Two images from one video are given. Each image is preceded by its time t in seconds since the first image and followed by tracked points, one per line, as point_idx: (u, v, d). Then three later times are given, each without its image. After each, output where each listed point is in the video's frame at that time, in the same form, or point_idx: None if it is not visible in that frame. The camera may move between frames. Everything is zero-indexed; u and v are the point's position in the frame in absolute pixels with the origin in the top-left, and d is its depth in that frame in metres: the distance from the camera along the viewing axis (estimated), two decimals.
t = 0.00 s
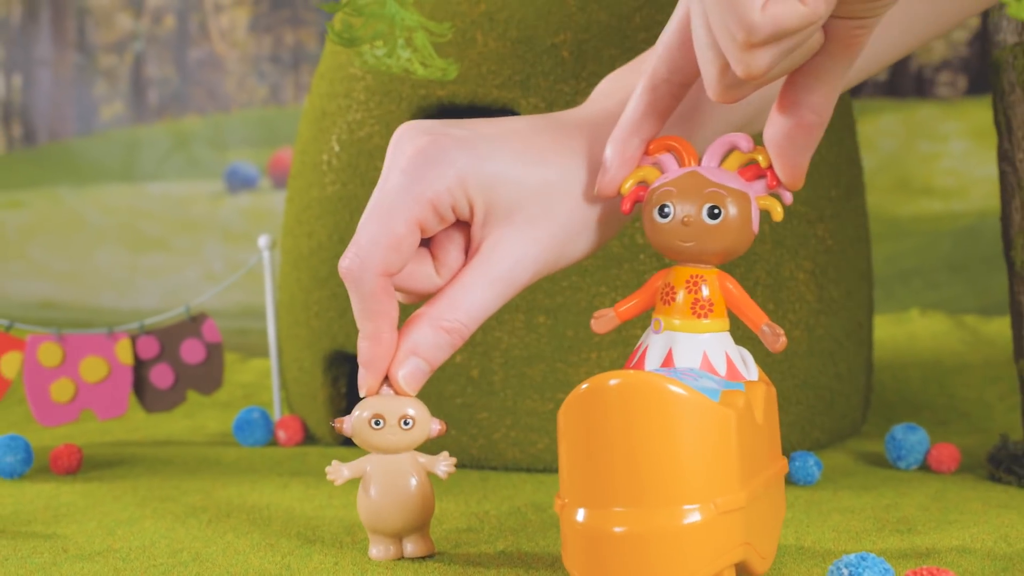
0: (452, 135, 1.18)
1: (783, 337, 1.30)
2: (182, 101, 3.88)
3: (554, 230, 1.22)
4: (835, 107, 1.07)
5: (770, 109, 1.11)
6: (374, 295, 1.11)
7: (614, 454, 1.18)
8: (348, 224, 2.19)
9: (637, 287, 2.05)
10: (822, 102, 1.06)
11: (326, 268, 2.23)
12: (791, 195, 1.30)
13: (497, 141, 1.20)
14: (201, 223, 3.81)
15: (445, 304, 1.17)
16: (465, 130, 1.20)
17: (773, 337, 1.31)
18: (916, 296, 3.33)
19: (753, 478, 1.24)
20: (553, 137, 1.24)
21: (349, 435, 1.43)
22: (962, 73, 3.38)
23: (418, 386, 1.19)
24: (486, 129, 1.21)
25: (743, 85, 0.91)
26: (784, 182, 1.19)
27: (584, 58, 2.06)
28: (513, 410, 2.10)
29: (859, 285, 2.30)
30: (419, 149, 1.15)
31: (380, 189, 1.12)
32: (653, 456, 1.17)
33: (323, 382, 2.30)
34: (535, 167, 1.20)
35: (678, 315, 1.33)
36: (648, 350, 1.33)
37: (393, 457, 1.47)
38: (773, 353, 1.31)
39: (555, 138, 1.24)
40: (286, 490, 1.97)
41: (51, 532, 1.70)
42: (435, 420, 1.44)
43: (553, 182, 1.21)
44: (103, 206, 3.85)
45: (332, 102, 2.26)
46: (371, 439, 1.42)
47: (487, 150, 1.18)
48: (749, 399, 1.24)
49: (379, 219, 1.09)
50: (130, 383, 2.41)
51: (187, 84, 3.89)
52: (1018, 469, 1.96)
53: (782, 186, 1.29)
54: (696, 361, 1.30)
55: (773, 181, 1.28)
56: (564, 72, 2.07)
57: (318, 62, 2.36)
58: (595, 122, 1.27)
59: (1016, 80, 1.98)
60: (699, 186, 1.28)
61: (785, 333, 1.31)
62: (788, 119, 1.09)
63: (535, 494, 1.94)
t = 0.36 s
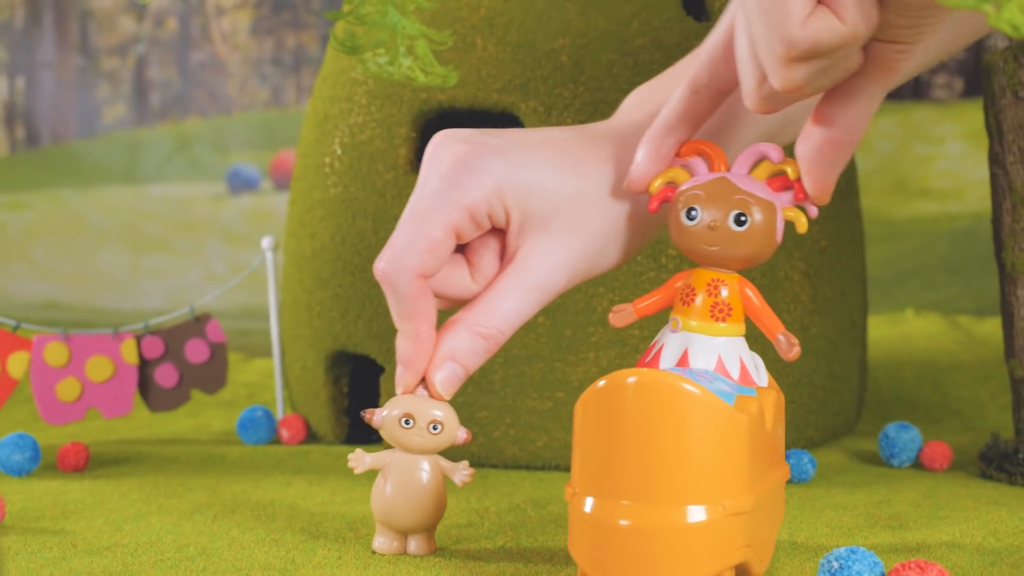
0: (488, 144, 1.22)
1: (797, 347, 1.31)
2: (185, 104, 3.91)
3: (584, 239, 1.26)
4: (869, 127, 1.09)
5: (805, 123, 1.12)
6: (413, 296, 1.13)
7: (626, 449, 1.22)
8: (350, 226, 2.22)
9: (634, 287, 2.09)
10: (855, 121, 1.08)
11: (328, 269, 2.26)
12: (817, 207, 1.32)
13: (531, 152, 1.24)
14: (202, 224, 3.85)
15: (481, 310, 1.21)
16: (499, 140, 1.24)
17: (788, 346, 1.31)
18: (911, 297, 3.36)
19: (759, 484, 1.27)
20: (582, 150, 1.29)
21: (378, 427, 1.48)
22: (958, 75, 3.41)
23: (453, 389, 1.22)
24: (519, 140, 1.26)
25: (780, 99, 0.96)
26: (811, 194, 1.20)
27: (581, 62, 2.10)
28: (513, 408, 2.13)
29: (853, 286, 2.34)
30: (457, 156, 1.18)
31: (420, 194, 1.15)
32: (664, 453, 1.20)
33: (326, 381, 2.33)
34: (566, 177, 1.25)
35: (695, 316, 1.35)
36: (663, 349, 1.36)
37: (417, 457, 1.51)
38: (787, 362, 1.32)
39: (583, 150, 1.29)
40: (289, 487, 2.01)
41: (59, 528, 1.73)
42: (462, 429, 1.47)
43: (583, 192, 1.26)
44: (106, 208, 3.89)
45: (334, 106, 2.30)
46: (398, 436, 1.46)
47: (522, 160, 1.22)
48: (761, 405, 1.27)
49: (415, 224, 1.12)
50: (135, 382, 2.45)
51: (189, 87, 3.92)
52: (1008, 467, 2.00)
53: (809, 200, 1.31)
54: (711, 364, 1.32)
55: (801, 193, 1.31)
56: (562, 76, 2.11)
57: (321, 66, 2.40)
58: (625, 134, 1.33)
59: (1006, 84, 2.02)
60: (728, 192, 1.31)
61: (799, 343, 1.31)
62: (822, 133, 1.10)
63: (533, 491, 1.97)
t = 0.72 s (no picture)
0: (478, 150, 1.28)
1: (784, 344, 1.38)
2: (187, 106, 3.94)
3: (569, 242, 1.32)
4: (844, 129, 1.27)
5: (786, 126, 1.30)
6: (401, 297, 1.19)
7: (623, 448, 1.25)
8: (353, 228, 2.26)
9: (632, 288, 2.13)
10: (833, 122, 1.26)
11: (331, 271, 2.30)
12: (799, 208, 1.38)
13: (519, 158, 1.30)
14: (205, 225, 3.89)
15: (468, 310, 1.26)
16: (489, 146, 1.30)
17: (774, 344, 1.38)
18: (908, 298, 3.40)
19: (751, 478, 1.32)
20: (569, 156, 1.36)
21: (368, 429, 1.52)
22: (954, 78, 3.44)
23: (438, 387, 1.28)
24: (508, 146, 1.31)
25: (761, 101, 1.11)
26: (793, 195, 1.35)
27: (580, 68, 2.14)
28: (513, 407, 2.17)
29: (847, 287, 2.38)
30: (446, 161, 1.24)
31: (410, 198, 1.20)
32: (659, 451, 1.24)
33: (329, 380, 2.37)
34: (552, 182, 1.31)
35: (683, 317, 1.39)
36: (653, 350, 1.40)
37: (408, 455, 1.55)
38: (774, 359, 1.38)
39: (570, 156, 1.36)
40: (293, 484, 2.05)
41: (69, 524, 1.77)
42: (451, 424, 1.52)
43: (568, 196, 1.32)
44: (108, 209, 3.93)
45: (337, 110, 2.34)
46: (388, 437, 1.51)
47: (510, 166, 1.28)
48: (751, 402, 1.31)
49: (404, 226, 1.17)
50: (141, 382, 2.49)
51: (191, 89, 3.95)
52: (998, 465, 2.04)
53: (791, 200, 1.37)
54: (700, 363, 1.36)
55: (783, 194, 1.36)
56: (562, 81, 2.14)
57: (324, 71, 2.44)
58: (613, 140, 1.42)
59: (996, 89, 2.05)
60: (713, 195, 1.35)
61: (786, 340, 1.38)
62: (802, 135, 1.28)
63: (533, 488, 2.01)
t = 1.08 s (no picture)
0: (448, 149, 1.30)
1: (762, 335, 1.42)
2: (189, 108, 3.98)
3: (545, 235, 1.33)
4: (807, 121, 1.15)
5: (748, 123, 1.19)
6: (377, 295, 1.22)
7: (610, 440, 1.29)
8: (355, 230, 2.30)
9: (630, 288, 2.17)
10: (793, 116, 1.14)
11: (333, 271, 2.34)
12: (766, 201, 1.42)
13: (491, 155, 1.32)
14: (207, 226, 3.91)
15: (444, 305, 1.27)
16: (460, 145, 1.32)
17: (753, 335, 1.43)
18: (905, 298, 3.43)
19: (738, 464, 1.35)
20: (543, 151, 1.36)
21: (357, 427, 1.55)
22: (951, 80, 3.49)
23: (420, 380, 1.30)
24: (481, 144, 1.34)
25: (721, 100, 1.01)
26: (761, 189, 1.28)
27: (579, 71, 2.18)
28: (513, 405, 2.21)
29: (841, 287, 2.41)
30: (416, 162, 1.27)
31: (383, 199, 1.24)
32: (645, 442, 1.28)
33: (331, 379, 2.41)
34: (526, 177, 1.32)
35: (663, 314, 1.43)
36: (636, 348, 1.43)
37: (398, 449, 1.59)
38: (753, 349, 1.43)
39: (544, 151, 1.36)
40: (297, 480, 2.08)
41: (79, 519, 1.81)
42: (436, 413, 1.56)
43: (541, 191, 1.33)
44: (111, 210, 3.97)
45: (339, 113, 2.37)
46: (378, 431, 1.54)
47: (482, 163, 1.30)
48: (734, 390, 1.35)
49: (379, 227, 1.22)
50: (146, 381, 2.52)
51: (193, 91, 3.99)
52: (989, 462, 2.07)
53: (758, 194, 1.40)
54: (682, 357, 1.39)
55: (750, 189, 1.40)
56: (561, 85, 2.18)
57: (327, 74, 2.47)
58: (590, 136, 1.41)
59: (987, 92, 2.08)
60: (683, 194, 1.39)
61: (763, 331, 1.43)
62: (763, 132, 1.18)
63: (533, 484, 2.05)
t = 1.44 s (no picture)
0: (512, 159, 1.33)
1: (786, 346, 1.45)
2: (191, 111, 4.02)
3: (599, 247, 1.35)
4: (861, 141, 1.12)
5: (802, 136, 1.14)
6: (437, 294, 1.24)
7: (623, 433, 1.33)
8: (357, 232, 2.34)
9: (627, 289, 2.21)
10: (847, 134, 1.10)
11: (336, 273, 2.38)
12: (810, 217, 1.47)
13: (552, 167, 1.34)
14: (209, 228, 3.95)
15: (499, 310, 1.30)
16: (523, 155, 1.35)
17: (778, 346, 1.44)
18: (902, 300, 3.47)
19: (744, 471, 1.38)
20: (598, 166, 1.39)
21: (396, 415, 1.62)
22: (946, 84, 3.53)
23: (469, 382, 1.31)
24: (542, 156, 1.36)
25: (777, 114, 0.99)
26: (806, 205, 1.23)
27: (576, 76, 2.22)
28: (512, 405, 2.25)
29: (835, 289, 2.45)
30: (482, 169, 1.30)
31: (448, 202, 1.27)
32: (656, 438, 1.32)
33: (334, 379, 2.45)
34: (583, 191, 1.35)
35: (693, 314, 1.47)
36: (661, 345, 1.47)
37: (429, 445, 1.64)
38: (776, 361, 1.46)
39: (599, 166, 1.39)
40: (299, 478, 2.12)
41: (85, 515, 1.85)
42: (473, 423, 1.61)
43: (597, 204, 1.35)
44: (114, 213, 4.01)
45: (341, 118, 2.41)
46: (415, 424, 1.60)
47: (544, 174, 1.33)
48: (749, 399, 1.38)
49: (442, 228, 1.23)
50: (151, 381, 2.56)
51: (195, 95, 4.03)
52: (980, 460, 2.12)
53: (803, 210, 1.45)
54: (705, 359, 1.43)
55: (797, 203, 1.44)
56: (559, 90, 2.23)
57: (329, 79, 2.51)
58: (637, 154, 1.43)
59: (978, 98, 2.12)
60: (730, 201, 1.44)
61: (788, 343, 1.45)
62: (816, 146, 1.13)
63: (530, 482, 2.09)
